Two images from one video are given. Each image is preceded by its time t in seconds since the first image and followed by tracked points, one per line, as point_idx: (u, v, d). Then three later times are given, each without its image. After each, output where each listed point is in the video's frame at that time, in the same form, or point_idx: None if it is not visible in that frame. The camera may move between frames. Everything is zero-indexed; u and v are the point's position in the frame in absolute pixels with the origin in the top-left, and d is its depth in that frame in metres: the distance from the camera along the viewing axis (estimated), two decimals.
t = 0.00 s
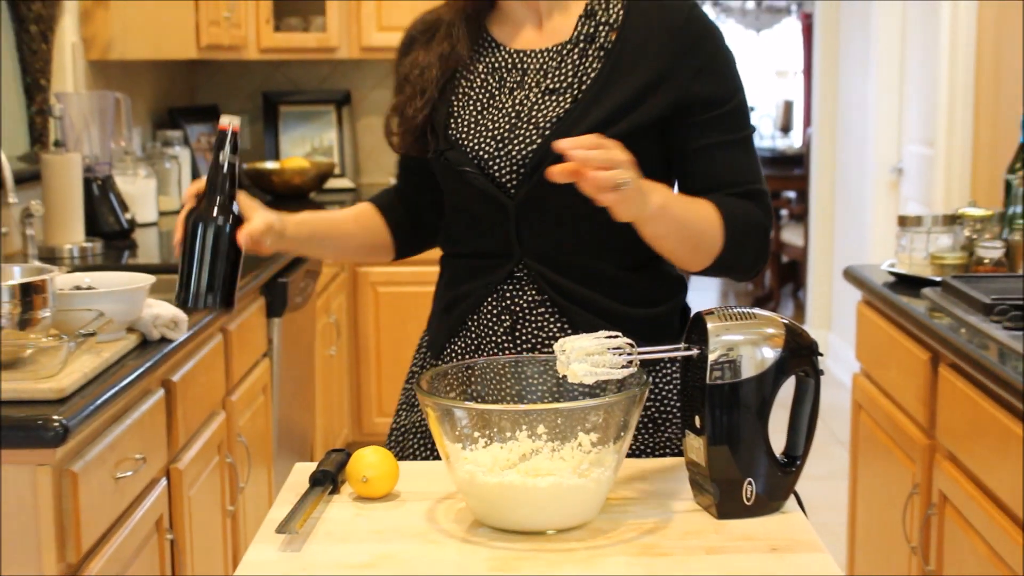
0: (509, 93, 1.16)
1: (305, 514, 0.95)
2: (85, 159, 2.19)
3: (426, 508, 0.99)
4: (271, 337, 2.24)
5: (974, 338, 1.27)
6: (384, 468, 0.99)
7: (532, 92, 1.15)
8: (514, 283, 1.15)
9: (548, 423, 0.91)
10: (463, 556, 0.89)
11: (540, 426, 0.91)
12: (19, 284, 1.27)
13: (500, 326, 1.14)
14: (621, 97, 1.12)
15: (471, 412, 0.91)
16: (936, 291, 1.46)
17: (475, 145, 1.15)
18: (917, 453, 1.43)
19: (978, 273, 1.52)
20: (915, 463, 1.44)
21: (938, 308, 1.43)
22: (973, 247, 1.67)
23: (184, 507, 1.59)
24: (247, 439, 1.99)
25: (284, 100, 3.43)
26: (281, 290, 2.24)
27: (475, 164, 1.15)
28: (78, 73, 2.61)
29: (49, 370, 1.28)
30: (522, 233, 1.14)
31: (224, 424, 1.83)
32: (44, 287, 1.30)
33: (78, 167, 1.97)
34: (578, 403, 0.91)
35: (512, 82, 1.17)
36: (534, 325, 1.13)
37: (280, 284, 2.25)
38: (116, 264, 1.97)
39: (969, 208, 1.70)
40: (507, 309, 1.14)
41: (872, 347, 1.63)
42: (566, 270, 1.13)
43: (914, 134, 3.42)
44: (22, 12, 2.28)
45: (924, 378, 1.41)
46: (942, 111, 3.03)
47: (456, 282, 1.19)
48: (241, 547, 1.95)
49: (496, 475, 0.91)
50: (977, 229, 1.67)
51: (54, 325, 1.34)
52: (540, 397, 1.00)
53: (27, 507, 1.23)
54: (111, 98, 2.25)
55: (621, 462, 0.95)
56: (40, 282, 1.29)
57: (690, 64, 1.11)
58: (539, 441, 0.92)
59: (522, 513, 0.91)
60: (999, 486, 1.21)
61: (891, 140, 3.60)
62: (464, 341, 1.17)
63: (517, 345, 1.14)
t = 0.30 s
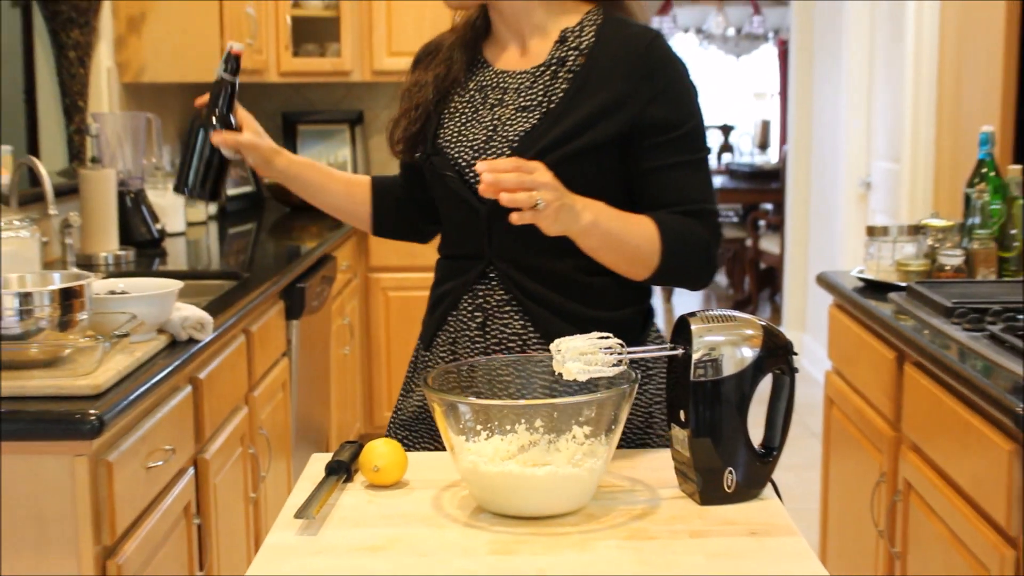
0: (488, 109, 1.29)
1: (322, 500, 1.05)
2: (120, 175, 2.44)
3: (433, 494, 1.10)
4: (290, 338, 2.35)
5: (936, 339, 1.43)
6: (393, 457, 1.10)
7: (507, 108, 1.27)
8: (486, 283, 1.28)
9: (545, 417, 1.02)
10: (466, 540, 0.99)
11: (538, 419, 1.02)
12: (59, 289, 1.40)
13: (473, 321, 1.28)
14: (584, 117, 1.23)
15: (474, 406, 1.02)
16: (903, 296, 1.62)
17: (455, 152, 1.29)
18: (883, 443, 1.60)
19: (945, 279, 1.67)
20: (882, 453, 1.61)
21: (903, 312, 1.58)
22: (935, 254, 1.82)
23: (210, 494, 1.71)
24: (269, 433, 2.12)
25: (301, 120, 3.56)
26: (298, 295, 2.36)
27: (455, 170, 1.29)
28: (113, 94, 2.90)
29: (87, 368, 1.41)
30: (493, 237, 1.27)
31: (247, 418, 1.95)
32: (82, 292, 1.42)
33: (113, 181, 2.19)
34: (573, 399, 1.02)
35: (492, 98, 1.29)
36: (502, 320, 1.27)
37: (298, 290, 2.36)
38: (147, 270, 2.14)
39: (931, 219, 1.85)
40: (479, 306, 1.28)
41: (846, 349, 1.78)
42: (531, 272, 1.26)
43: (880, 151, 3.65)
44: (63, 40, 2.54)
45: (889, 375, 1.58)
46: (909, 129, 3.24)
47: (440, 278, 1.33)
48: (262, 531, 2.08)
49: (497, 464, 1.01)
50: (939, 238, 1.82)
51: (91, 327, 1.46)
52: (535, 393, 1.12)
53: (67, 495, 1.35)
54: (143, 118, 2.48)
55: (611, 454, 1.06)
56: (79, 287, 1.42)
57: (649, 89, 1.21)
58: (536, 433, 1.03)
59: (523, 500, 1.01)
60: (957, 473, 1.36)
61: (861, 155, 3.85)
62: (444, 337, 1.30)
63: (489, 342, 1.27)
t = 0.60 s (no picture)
0: (419, 134, 1.48)
1: (344, 480, 1.22)
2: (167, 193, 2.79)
3: (442, 475, 1.28)
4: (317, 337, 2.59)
5: (886, 338, 1.67)
6: (406, 441, 1.29)
7: (433, 135, 1.45)
8: (416, 288, 1.48)
9: (541, 406, 1.20)
10: (474, 513, 1.15)
11: (534, 408, 1.20)
12: (114, 292, 1.59)
13: (406, 318, 1.49)
14: (499, 144, 1.41)
15: (477, 396, 1.20)
16: (856, 299, 1.91)
17: (391, 174, 1.49)
18: (840, 429, 1.88)
19: (891, 285, 1.96)
20: (839, 438, 1.88)
21: (856, 313, 1.85)
22: (884, 263, 2.10)
23: (246, 475, 1.93)
24: (297, 421, 2.37)
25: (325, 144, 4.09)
26: (323, 298, 2.56)
27: (390, 187, 1.50)
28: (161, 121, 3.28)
29: (138, 362, 1.59)
30: (422, 247, 1.47)
31: (277, 407, 2.18)
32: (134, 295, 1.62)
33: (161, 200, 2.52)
34: (565, 390, 1.20)
35: (423, 126, 1.48)
36: (428, 320, 1.47)
37: (322, 294, 2.56)
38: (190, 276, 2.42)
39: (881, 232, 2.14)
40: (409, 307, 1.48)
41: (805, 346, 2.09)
42: (454, 279, 1.45)
43: (836, 170, 4.23)
44: (116, 74, 2.83)
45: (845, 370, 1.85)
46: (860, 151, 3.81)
47: (384, 281, 1.54)
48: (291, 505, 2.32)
49: (500, 448, 1.18)
50: (888, 249, 2.11)
51: (141, 327, 1.65)
52: (533, 385, 1.30)
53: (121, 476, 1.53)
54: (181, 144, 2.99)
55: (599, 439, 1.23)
56: (130, 291, 1.61)
57: (553, 117, 1.39)
58: (533, 420, 1.21)
59: (522, 479, 1.18)
60: (906, 458, 1.60)
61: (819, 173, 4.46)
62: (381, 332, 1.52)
63: (418, 337, 1.48)
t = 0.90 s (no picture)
0: (338, 157, 1.78)
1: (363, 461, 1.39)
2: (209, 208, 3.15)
3: (451, 458, 1.45)
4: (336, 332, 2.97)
5: (844, 334, 1.91)
6: (419, 427, 1.47)
7: (348, 156, 1.75)
8: (354, 287, 1.79)
9: (538, 396, 1.37)
10: (481, 491, 1.32)
11: (532, 398, 1.37)
12: (164, 295, 1.79)
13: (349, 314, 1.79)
14: (399, 152, 1.68)
15: (482, 388, 1.36)
16: (817, 300, 2.20)
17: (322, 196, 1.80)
18: (804, 416, 2.15)
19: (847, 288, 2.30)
20: (803, 424, 2.15)
21: (818, 313, 2.12)
22: (842, 268, 2.42)
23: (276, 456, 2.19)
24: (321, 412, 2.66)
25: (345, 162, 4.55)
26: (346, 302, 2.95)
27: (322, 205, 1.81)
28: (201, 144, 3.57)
29: (181, 358, 1.77)
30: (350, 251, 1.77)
31: (305, 396, 2.50)
32: (179, 299, 1.82)
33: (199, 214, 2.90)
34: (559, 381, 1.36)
35: (341, 151, 1.78)
36: (366, 312, 1.76)
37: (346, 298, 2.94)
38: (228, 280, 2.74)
39: (841, 241, 2.45)
40: (350, 304, 1.78)
41: (775, 342, 2.40)
42: (381, 274, 1.74)
43: (801, 186, 4.84)
44: (163, 103, 3.12)
45: (807, 363, 2.12)
46: (820, 173, 4.39)
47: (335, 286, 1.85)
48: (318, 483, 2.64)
49: (501, 433, 1.35)
50: (846, 257, 2.43)
51: (184, 325, 1.86)
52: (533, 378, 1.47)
53: (165, 457, 1.71)
54: (222, 162, 3.24)
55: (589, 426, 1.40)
56: (177, 295, 1.82)
57: (434, 122, 1.65)
58: (531, 409, 1.38)
59: (522, 460, 1.34)
60: (862, 440, 1.82)
61: (785, 190, 5.08)
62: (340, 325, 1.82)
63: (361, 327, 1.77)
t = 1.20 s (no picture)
0: (318, 171, 1.94)
1: (371, 454, 1.44)
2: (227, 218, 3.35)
3: (453, 450, 1.50)
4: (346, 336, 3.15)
5: (823, 333, 2.11)
6: (425, 422, 1.51)
7: (330, 168, 1.91)
8: (345, 287, 1.93)
9: (536, 392, 1.38)
10: (481, 481, 1.36)
11: (530, 395, 1.38)
12: (186, 299, 1.88)
13: (344, 312, 1.93)
14: (380, 157, 1.85)
15: (484, 385, 1.38)
16: (797, 304, 2.39)
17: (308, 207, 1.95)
18: (785, 411, 2.33)
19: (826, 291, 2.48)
20: (784, 418, 2.33)
21: (798, 314, 2.32)
22: (820, 273, 2.59)
23: (289, 451, 2.32)
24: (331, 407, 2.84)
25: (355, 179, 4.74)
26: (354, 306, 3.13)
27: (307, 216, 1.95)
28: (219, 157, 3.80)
29: (202, 356, 1.88)
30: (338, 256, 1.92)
31: (319, 393, 2.66)
32: (200, 303, 1.91)
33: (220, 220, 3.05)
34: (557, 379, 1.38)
35: (322, 165, 1.94)
36: (361, 307, 1.91)
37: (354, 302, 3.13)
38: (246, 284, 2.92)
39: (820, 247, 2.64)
40: (343, 303, 1.93)
41: (758, 342, 2.59)
42: (368, 271, 1.89)
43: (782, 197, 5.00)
44: (186, 120, 3.25)
45: (789, 362, 2.29)
46: (800, 183, 4.53)
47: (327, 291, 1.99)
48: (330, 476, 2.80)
49: (501, 428, 1.37)
50: (824, 261, 2.61)
51: (206, 326, 1.98)
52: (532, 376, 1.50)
53: (186, 451, 1.77)
54: (242, 174, 3.40)
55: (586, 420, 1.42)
56: (197, 298, 1.90)
57: (407, 128, 1.84)
58: (529, 405, 1.38)
59: (521, 453, 1.37)
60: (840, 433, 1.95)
61: (766, 201, 5.23)
62: (334, 325, 1.97)
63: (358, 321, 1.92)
